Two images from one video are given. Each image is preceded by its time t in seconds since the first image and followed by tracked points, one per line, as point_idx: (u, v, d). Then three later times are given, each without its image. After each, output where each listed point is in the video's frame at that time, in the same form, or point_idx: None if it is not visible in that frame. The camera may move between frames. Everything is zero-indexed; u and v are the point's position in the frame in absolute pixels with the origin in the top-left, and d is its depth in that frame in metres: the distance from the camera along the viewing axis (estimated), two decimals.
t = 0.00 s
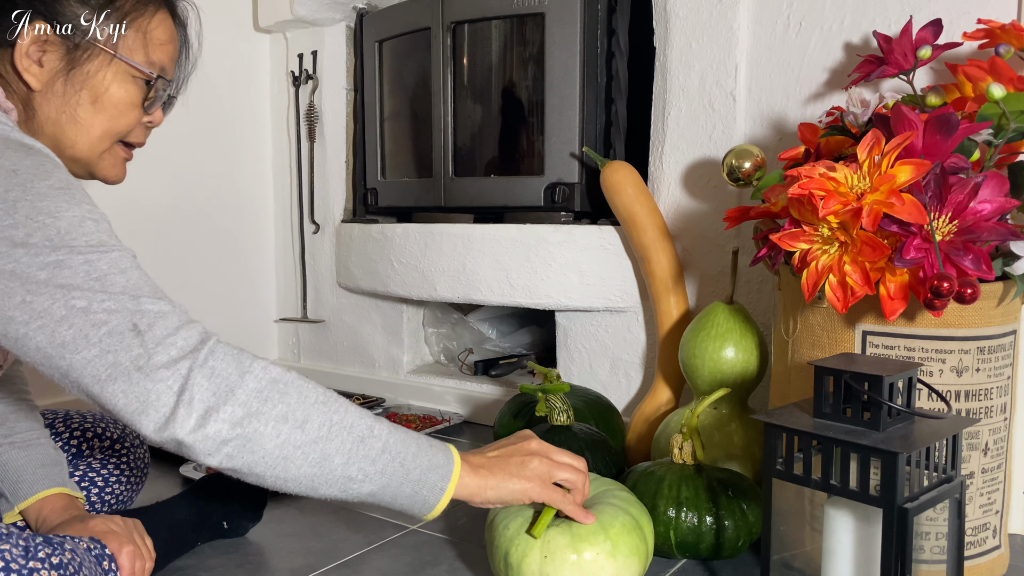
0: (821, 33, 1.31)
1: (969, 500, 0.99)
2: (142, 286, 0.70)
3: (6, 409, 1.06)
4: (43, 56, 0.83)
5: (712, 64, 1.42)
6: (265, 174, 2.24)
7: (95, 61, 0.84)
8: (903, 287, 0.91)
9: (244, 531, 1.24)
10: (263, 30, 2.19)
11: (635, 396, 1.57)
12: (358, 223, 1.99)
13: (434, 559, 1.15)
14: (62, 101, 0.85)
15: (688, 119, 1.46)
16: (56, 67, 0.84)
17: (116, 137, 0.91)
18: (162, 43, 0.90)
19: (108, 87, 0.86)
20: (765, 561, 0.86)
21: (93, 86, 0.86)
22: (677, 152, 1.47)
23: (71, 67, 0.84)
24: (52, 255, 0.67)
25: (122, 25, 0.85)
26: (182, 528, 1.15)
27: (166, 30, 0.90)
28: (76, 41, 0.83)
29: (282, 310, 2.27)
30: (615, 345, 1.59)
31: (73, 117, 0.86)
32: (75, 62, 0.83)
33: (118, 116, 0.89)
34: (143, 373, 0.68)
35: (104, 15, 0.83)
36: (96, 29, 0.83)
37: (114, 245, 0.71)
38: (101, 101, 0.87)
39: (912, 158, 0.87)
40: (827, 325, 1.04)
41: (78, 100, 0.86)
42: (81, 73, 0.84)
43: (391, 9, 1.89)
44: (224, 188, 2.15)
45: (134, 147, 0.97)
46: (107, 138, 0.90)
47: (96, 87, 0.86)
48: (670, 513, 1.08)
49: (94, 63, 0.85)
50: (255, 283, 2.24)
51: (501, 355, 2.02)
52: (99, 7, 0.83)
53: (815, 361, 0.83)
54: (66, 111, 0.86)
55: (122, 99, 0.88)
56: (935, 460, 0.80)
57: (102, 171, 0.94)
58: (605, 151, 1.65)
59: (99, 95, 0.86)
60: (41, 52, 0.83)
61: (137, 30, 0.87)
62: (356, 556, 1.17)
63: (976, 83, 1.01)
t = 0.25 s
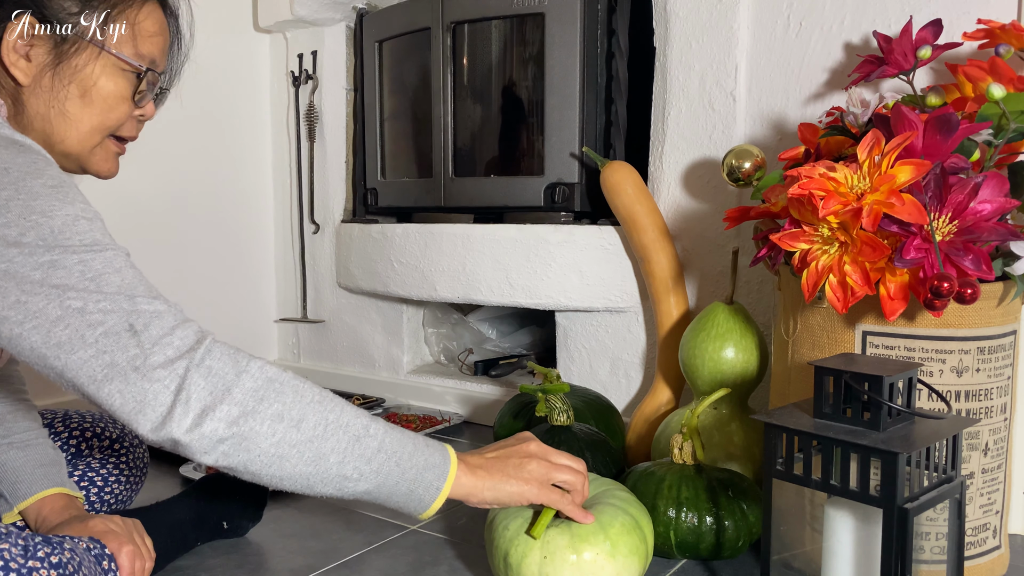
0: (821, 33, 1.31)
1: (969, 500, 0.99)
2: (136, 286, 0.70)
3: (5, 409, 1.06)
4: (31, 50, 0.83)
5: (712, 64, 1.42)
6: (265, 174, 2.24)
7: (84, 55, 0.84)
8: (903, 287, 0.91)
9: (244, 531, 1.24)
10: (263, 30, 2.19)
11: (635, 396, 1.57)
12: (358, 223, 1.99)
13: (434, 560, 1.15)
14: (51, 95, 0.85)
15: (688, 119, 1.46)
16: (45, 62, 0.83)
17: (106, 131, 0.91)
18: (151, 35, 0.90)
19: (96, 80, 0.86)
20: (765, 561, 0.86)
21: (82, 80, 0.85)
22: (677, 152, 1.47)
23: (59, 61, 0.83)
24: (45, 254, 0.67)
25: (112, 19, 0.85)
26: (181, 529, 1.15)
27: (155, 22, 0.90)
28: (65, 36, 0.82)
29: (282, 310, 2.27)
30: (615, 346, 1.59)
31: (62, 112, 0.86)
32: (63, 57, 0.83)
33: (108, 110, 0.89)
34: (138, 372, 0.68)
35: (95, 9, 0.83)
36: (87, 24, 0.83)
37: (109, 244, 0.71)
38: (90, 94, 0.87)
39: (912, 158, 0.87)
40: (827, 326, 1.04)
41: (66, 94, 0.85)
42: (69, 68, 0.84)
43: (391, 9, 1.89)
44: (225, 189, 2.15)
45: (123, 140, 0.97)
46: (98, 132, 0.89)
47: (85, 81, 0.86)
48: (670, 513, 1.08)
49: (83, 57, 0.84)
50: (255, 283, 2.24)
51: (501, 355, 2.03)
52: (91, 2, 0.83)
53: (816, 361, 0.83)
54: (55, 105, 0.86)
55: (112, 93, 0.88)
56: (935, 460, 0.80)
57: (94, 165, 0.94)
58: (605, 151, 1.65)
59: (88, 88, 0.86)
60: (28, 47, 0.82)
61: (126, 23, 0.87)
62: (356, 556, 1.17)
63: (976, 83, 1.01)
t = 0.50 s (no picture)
0: (821, 33, 1.31)
1: (969, 500, 0.99)
2: (136, 286, 0.70)
3: (5, 409, 1.06)
4: (33, 52, 0.83)
5: (712, 64, 1.42)
6: (265, 174, 2.24)
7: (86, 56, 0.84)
8: (903, 287, 0.91)
9: (244, 531, 1.24)
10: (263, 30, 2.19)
11: (635, 396, 1.57)
12: (358, 223, 1.99)
13: (434, 560, 1.15)
14: (56, 98, 0.85)
15: (688, 119, 1.46)
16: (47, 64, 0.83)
17: (109, 132, 0.91)
18: (154, 36, 0.90)
19: (99, 82, 0.86)
20: (765, 561, 0.86)
21: (85, 82, 0.85)
22: (677, 152, 1.47)
23: (62, 63, 0.83)
24: (46, 255, 0.67)
25: (113, 19, 0.85)
26: (181, 529, 1.15)
27: (157, 23, 0.90)
28: (68, 38, 0.82)
29: (282, 310, 2.27)
30: (615, 345, 1.58)
31: (65, 113, 0.86)
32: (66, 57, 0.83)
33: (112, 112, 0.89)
34: (138, 374, 0.68)
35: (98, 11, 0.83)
36: (89, 25, 0.83)
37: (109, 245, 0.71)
38: (93, 96, 0.87)
39: (912, 159, 0.87)
40: (827, 325, 1.04)
41: (69, 96, 0.85)
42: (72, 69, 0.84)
43: (391, 9, 1.89)
44: (224, 189, 2.14)
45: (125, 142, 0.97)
46: (101, 134, 0.89)
47: (90, 84, 0.86)
48: (670, 513, 1.08)
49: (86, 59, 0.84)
50: (255, 283, 2.24)
51: (501, 355, 2.03)
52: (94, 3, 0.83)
53: (816, 361, 0.83)
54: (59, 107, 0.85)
55: (114, 95, 0.88)
56: (935, 460, 0.80)
57: (98, 167, 0.94)
58: (605, 151, 1.65)
59: (91, 90, 0.86)
60: (31, 49, 0.83)
61: (129, 24, 0.87)
62: (356, 556, 1.17)
63: (976, 83, 1.01)
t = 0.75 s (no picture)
0: (821, 33, 1.31)
1: (969, 500, 0.99)
2: (138, 285, 0.70)
3: (6, 409, 1.06)
4: (33, 52, 0.83)
5: (712, 64, 1.42)
6: (266, 174, 2.25)
7: (84, 57, 0.84)
8: (903, 287, 0.91)
9: (244, 531, 1.24)
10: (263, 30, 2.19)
11: (635, 396, 1.57)
12: (358, 223, 1.99)
13: (434, 560, 1.15)
14: (54, 99, 0.85)
15: (688, 119, 1.46)
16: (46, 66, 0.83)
17: (109, 133, 0.90)
18: (154, 37, 0.90)
19: (98, 83, 0.86)
20: (765, 561, 0.86)
21: (84, 82, 0.85)
22: (677, 152, 1.47)
23: (61, 63, 0.83)
24: (47, 254, 0.67)
25: (113, 20, 0.85)
26: (181, 529, 1.15)
27: (158, 24, 0.90)
28: (67, 38, 0.83)
29: (282, 310, 2.27)
30: (615, 346, 1.58)
31: (64, 114, 0.86)
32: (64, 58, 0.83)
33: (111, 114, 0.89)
34: (140, 372, 0.68)
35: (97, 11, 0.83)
36: (88, 25, 0.83)
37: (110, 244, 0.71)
38: (92, 97, 0.86)
39: (912, 159, 0.87)
40: (827, 325, 1.04)
41: (68, 96, 0.85)
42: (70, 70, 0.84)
43: (391, 9, 1.89)
44: (225, 189, 2.15)
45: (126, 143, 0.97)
46: (100, 134, 0.89)
47: (87, 84, 0.86)
48: (670, 513, 1.08)
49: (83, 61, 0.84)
50: (256, 283, 2.24)
51: (501, 355, 2.02)
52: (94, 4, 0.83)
53: (816, 361, 0.83)
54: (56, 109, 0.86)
55: (114, 97, 0.88)
56: (935, 460, 0.80)
57: (98, 168, 0.94)
58: (605, 151, 1.65)
59: (90, 91, 0.86)
60: (31, 49, 0.83)
61: (129, 25, 0.87)
62: (356, 556, 1.17)
63: (977, 83, 1.01)
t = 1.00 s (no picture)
0: (821, 33, 1.31)
1: (969, 500, 0.99)
2: (136, 285, 0.70)
3: (5, 410, 1.06)
4: (28, 50, 0.83)
5: (711, 64, 1.42)
6: (265, 174, 2.24)
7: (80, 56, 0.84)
8: (903, 287, 0.91)
9: (244, 531, 1.24)
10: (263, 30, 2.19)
11: (635, 396, 1.57)
12: (358, 223, 1.99)
13: (434, 559, 1.15)
14: (51, 96, 0.85)
15: (688, 119, 1.46)
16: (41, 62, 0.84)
17: (105, 132, 0.90)
18: (151, 35, 0.90)
19: (93, 81, 0.86)
20: (765, 561, 0.86)
21: (79, 80, 0.85)
22: (677, 152, 1.47)
23: (56, 61, 0.83)
24: (44, 253, 0.67)
25: (110, 18, 0.85)
26: (181, 528, 1.15)
27: (155, 23, 0.90)
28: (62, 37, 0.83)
29: (282, 310, 2.27)
30: (615, 346, 1.58)
31: (59, 111, 0.86)
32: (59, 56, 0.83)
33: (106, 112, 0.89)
34: (139, 372, 0.68)
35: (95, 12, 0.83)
36: (87, 24, 0.83)
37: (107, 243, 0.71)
38: (88, 96, 0.86)
39: (912, 159, 0.87)
40: (827, 326, 1.04)
41: (64, 94, 0.85)
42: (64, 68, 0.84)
43: (392, 9, 1.89)
44: (225, 189, 2.15)
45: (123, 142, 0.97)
46: (96, 132, 0.89)
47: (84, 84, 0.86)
48: (670, 513, 1.08)
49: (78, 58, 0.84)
50: (255, 284, 2.24)
51: (501, 355, 2.03)
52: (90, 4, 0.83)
53: (816, 361, 0.83)
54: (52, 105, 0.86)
55: (109, 94, 0.88)
56: (935, 460, 0.80)
57: (95, 165, 0.94)
58: (605, 151, 1.65)
59: (86, 88, 0.86)
60: (25, 46, 0.83)
61: (125, 22, 0.86)
62: (356, 556, 1.17)
63: (977, 83, 1.01)
